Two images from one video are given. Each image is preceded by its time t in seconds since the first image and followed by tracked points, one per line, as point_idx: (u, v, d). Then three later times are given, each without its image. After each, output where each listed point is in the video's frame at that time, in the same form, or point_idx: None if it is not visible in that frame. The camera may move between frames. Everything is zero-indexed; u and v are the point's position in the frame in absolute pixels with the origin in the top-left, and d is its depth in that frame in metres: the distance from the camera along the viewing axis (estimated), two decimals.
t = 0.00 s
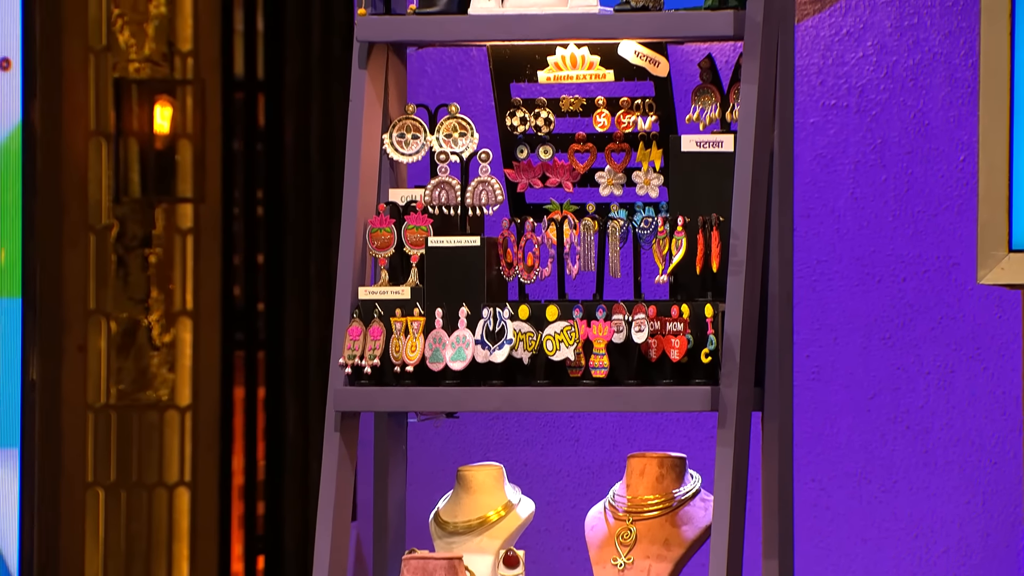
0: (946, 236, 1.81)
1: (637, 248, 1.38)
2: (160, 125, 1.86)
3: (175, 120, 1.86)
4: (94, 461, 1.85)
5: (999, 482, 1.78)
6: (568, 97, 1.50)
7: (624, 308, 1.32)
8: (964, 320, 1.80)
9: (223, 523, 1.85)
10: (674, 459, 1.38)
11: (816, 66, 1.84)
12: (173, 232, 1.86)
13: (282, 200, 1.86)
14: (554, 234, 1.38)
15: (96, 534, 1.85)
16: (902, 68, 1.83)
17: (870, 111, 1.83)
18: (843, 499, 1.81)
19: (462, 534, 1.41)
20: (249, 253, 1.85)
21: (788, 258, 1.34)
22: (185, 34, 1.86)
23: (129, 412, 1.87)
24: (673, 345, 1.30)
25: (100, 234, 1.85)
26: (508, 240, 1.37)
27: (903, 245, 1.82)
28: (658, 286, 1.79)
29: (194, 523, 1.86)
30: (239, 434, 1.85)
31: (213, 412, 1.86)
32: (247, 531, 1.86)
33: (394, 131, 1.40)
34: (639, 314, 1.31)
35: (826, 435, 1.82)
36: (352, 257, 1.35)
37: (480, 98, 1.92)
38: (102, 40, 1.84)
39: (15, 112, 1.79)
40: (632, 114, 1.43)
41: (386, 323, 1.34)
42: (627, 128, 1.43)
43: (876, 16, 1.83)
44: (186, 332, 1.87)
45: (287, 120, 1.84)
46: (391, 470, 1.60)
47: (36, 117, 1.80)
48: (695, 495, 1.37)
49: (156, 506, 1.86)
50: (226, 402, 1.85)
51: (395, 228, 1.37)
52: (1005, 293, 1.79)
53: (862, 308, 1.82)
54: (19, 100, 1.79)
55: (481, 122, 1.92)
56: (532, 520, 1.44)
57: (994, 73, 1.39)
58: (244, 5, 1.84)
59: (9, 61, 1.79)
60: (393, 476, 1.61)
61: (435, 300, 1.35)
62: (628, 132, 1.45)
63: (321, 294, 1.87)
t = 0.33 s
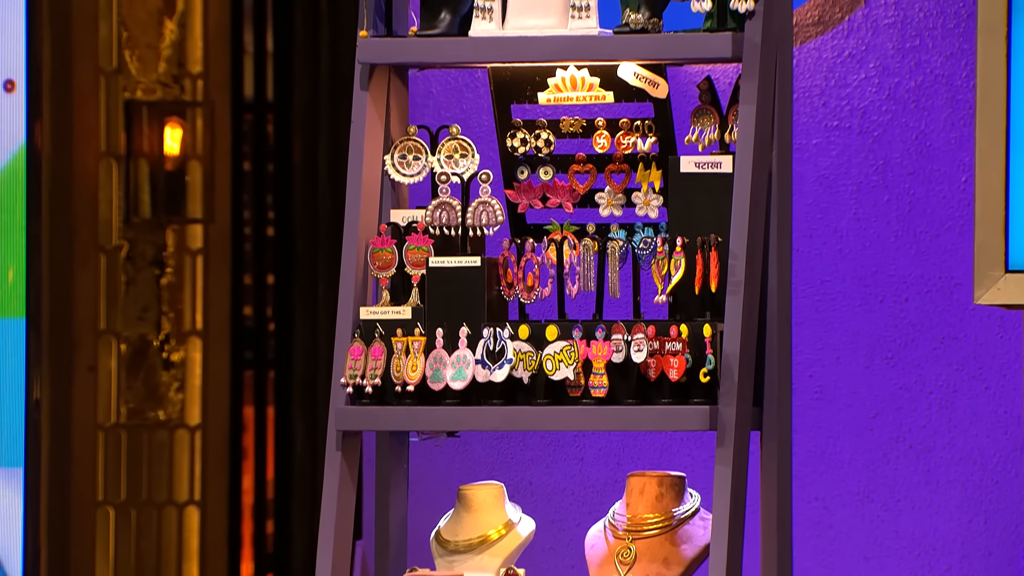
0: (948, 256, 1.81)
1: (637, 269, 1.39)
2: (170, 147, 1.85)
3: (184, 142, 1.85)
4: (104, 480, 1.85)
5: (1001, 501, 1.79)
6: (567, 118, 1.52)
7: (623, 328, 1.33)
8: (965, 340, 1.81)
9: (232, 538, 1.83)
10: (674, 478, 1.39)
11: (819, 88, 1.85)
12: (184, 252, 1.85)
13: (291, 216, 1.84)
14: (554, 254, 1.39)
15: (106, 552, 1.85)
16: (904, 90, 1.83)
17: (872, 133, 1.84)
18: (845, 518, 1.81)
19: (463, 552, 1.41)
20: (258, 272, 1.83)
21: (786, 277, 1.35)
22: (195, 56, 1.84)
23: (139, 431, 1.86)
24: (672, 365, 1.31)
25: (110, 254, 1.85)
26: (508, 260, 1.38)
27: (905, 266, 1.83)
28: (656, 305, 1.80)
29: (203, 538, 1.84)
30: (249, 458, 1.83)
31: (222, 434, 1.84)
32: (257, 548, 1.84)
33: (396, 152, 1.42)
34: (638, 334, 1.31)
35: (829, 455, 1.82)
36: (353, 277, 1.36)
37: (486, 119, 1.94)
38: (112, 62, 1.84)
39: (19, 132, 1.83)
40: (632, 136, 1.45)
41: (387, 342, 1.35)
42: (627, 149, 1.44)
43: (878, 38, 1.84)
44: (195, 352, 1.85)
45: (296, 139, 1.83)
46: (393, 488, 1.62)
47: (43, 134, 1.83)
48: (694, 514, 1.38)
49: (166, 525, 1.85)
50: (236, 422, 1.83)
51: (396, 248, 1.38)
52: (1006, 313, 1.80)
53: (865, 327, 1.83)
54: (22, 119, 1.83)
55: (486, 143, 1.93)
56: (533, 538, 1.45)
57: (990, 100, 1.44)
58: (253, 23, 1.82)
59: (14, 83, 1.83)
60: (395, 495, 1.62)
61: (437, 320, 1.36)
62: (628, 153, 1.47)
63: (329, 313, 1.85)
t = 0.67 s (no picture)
0: (949, 275, 1.82)
1: (635, 287, 1.41)
2: (179, 167, 1.86)
3: (195, 161, 1.85)
4: (114, 497, 1.87)
5: (1002, 519, 1.79)
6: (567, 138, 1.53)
7: (621, 346, 1.34)
8: (967, 358, 1.81)
9: (241, 556, 1.84)
10: (672, 495, 1.40)
11: (820, 108, 1.85)
12: (192, 271, 1.86)
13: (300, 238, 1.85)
14: (553, 272, 1.40)
15: (117, 569, 1.87)
16: (905, 110, 1.84)
17: (873, 153, 1.84)
18: (847, 535, 1.82)
19: (462, 570, 1.42)
20: (269, 293, 1.84)
21: (784, 295, 1.36)
22: (204, 77, 1.85)
23: (149, 449, 1.87)
24: (670, 384, 1.31)
25: (120, 274, 1.87)
26: (507, 279, 1.39)
27: (906, 285, 1.83)
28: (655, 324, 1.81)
29: (212, 556, 1.85)
30: (259, 476, 1.84)
31: (231, 453, 1.84)
32: (266, 566, 1.84)
33: (396, 172, 1.44)
34: (637, 352, 1.33)
35: (830, 473, 1.82)
36: (355, 296, 1.38)
37: (490, 140, 1.96)
38: (123, 83, 1.86)
39: (20, 153, 1.86)
40: (630, 156, 1.46)
41: (387, 360, 1.36)
42: (626, 169, 1.46)
43: (879, 59, 1.85)
44: (205, 369, 1.86)
45: (305, 159, 1.84)
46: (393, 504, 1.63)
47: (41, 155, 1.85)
48: (692, 532, 1.39)
49: (175, 542, 1.86)
50: (245, 440, 1.83)
51: (396, 267, 1.39)
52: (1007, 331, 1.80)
53: (866, 346, 1.83)
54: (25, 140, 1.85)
55: (490, 162, 1.95)
56: (532, 555, 1.46)
57: (986, 130, 1.49)
58: (262, 43, 1.82)
59: (18, 104, 1.85)
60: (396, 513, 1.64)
61: (436, 339, 1.37)
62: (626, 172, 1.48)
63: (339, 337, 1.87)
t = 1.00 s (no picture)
0: (953, 292, 1.82)
1: (636, 304, 1.41)
2: (192, 185, 1.86)
3: (207, 179, 1.86)
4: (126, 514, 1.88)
5: (1006, 534, 1.80)
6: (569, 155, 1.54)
7: (622, 363, 1.34)
8: (971, 375, 1.81)
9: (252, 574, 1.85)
10: (674, 511, 1.40)
11: (825, 126, 1.86)
12: (205, 289, 1.86)
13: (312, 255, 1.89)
14: (555, 289, 1.41)
15: None
16: (909, 128, 1.85)
17: (878, 171, 1.85)
18: (852, 551, 1.82)
19: None
20: (280, 309, 1.85)
21: (785, 311, 1.36)
22: (217, 94, 1.85)
23: (162, 465, 1.88)
24: (671, 400, 1.32)
25: (133, 291, 1.88)
26: (509, 296, 1.40)
27: (911, 302, 1.83)
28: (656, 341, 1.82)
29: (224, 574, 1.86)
30: (270, 492, 1.85)
31: (242, 470, 1.85)
32: None
33: (400, 190, 1.45)
34: (638, 369, 1.33)
35: (836, 489, 1.82)
36: (358, 314, 1.39)
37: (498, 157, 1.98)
38: (135, 101, 1.87)
39: (29, 169, 1.91)
40: (632, 173, 1.48)
41: (389, 377, 1.37)
42: (627, 186, 1.47)
43: (883, 78, 1.85)
44: (217, 386, 1.86)
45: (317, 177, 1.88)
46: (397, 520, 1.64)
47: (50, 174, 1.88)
48: (692, 548, 1.39)
49: (187, 557, 1.87)
50: (257, 457, 1.84)
51: (399, 284, 1.41)
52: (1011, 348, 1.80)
53: (871, 363, 1.83)
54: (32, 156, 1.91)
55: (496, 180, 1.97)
56: (534, 571, 1.46)
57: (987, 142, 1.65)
58: (274, 63, 1.84)
59: (25, 121, 1.91)
60: (399, 528, 1.65)
61: (438, 355, 1.38)
62: (628, 190, 1.50)
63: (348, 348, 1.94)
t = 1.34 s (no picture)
0: (958, 311, 1.82)
1: (638, 324, 1.42)
2: (205, 206, 1.90)
3: (220, 200, 1.89)
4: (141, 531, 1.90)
5: (1011, 552, 1.80)
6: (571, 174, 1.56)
7: (624, 382, 1.35)
8: (976, 394, 1.81)
9: None
10: (676, 529, 1.41)
11: (831, 147, 1.86)
12: (218, 309, 1.89)
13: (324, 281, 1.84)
14: (558, 308, 1.42)
15: None
16: (914, 149, 1.85)
17: (883, 191, 1.85)
18: (859, 568, 1.82)
19: None
20: (292, 328, 1.84)
21: (786, 329, 1.38)
22: (230, 116, 1.88)
23: (175, 483, 1.90)
24: (672, 419, 1.33)
25: (147, 310, 1.91)
26: (513, 315, 1.41)
27: (917, 321, 1.83)
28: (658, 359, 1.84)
29: None
30: (283, 509, 1.84)
31: (254, 487, 1.86)
32: None
33: (405, 210, 1.47)
34: (640, 388, 1.34)
35: (843, 507, 1.82)
36: (363, 333, 1.41)
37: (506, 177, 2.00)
38: (150, 123, 1.90)
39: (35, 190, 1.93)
40: (633, 194, 1.50)
41: (393, 395, 1.38)
42: (629, 207, 1.50)
43: (889, 99, 1.86)
44: (230, 406, 1.87)
45: (329, 199, 1.83)
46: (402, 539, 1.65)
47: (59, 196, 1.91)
48: (695, 565, 1.41)
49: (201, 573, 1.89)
50: (270, 476, 1.84)
51: (404, 304, 1.43)
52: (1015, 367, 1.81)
53: (876, 382, 1.83)
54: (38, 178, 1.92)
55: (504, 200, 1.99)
56: None
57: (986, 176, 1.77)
58: (288, 85, 1.84)
59: (32, 143, 1.93)
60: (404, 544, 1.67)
61: (441, 374, 1.39)
62: (630, 211, 1.51)
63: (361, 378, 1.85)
